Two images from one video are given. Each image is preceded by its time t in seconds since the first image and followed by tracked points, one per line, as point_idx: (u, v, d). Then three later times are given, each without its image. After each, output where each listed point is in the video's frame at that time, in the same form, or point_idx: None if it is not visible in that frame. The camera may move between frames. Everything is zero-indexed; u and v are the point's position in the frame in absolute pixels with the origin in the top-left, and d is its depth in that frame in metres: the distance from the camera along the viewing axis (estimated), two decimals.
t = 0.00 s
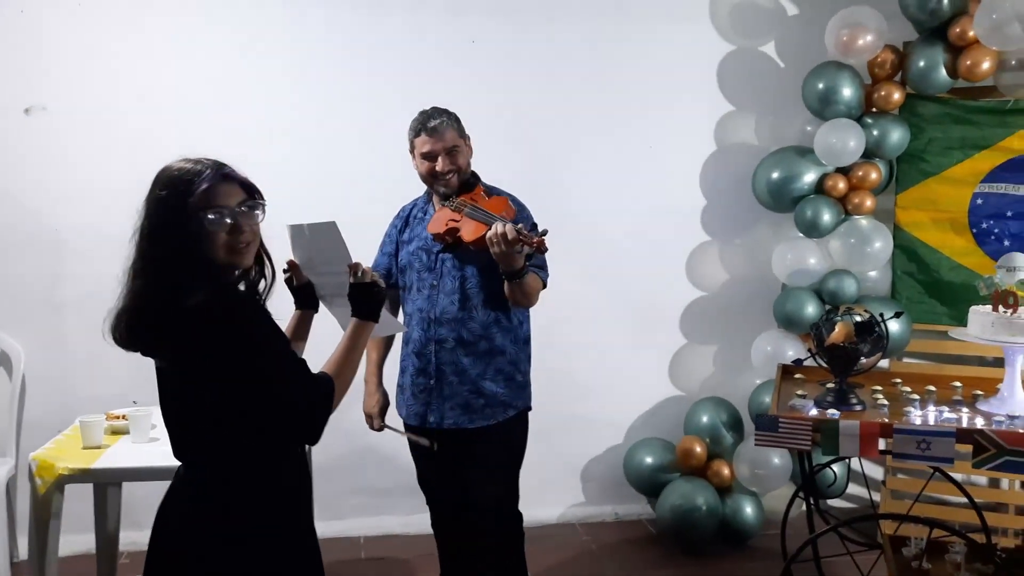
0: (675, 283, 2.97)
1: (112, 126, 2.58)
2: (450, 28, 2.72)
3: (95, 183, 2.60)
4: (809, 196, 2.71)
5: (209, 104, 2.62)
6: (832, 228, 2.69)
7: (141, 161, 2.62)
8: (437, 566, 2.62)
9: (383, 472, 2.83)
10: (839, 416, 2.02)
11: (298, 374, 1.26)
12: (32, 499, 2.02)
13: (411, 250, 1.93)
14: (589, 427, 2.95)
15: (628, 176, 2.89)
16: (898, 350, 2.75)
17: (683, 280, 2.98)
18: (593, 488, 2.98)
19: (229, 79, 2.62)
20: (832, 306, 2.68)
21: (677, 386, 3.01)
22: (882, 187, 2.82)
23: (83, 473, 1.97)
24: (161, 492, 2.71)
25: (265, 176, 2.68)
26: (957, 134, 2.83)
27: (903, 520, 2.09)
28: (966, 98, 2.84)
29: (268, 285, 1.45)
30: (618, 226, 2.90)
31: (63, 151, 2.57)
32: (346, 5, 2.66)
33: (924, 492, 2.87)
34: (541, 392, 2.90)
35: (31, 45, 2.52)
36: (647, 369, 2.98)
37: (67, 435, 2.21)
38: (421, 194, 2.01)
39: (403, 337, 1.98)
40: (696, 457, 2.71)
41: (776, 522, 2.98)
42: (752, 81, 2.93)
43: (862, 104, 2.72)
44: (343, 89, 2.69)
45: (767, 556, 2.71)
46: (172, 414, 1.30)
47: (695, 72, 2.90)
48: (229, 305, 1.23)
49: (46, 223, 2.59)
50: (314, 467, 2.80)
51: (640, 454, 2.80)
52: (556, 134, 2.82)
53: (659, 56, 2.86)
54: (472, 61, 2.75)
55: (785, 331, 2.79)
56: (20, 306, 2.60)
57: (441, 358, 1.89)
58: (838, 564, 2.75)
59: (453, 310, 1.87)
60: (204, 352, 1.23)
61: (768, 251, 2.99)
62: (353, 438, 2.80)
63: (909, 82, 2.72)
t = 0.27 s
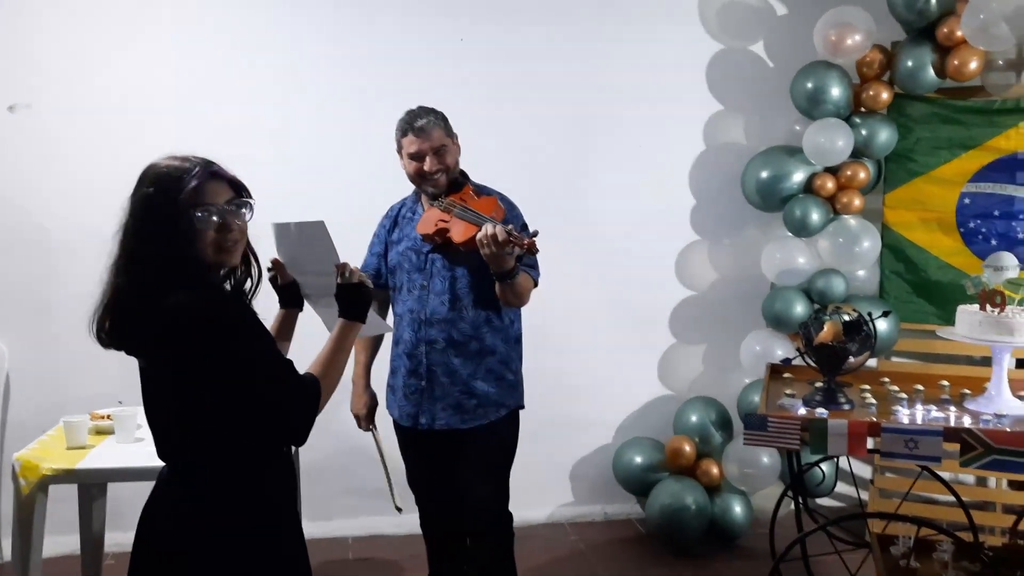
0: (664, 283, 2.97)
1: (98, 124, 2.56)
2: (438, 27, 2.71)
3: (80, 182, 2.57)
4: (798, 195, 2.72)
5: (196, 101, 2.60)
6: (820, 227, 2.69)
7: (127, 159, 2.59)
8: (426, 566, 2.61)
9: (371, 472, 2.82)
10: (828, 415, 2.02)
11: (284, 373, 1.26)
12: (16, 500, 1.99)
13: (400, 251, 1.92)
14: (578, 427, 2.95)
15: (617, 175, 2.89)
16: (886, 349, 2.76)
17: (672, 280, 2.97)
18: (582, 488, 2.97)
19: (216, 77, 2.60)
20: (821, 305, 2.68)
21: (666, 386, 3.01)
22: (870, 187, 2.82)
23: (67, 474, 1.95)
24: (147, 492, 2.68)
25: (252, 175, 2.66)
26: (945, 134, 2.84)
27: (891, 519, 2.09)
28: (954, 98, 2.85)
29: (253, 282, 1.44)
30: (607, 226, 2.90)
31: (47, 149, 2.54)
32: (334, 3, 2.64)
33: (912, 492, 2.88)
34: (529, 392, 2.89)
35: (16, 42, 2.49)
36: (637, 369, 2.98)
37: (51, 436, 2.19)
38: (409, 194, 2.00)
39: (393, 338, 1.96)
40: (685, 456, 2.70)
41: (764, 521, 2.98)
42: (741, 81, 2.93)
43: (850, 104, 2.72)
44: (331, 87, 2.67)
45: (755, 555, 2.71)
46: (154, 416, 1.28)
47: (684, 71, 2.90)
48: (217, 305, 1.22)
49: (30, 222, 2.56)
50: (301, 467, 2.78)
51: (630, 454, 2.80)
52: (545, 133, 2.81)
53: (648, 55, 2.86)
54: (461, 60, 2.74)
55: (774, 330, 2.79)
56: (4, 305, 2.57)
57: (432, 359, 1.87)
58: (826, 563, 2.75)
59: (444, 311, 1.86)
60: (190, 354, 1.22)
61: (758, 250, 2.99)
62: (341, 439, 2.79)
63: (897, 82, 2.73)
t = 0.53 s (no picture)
0: (656, 280, 2.98)
1: (89, 121, 2.56)
2: (429, 23, 2.71)
3: (72, 179, 2.57)
4: (790, 192, 2.72)
5: (186, 98, 2.60)
6: (812, 224, 2.70)
7: (118, 156, 2.59)
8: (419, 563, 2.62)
9: (363, 469, 2.82)
10: (820, 411, 2.03)
11: (280, 372, 1.26)
12: (8, 498, 1.99)
13: (395, 248, 1.92)
14: (571, 423, 2.95)
15: (609, 172, 2.89)
16: (878, 345, 2.78)
17: (664, 276, 2.98)
18: (574, 485, 2.98)
19: (206, 74, 2.60)
20: (813, 302, 2.69)
21: (658, 381, 3.01)
22: (862, 184, 2.83)
23: (59, 472, 1.95)
24: (140, 490, 2.69)
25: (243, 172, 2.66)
26: (936, 131, 2.85)
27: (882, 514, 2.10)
28: (944, 95, 2.86)
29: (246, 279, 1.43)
30: (600, 222, 2.90)
31: (38, 146, 2.54)
32: None
33: (904, 487, 2.89)
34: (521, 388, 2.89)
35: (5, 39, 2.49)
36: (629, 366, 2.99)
37: (44, 433, 2.19)
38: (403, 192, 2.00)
39: (388, 335, 1.96)
40: (677, 452, 2.71)
41: (757, 517, 3.00)
42: (732, 78, 2.94)
43: (842, 101, 2.73)
44: (321, 84, 2.67)
45: (748, 551, 2.72)
46: (151, 414, 1.28)
47: (676, 68, 2.90)
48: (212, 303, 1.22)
49: (20, 219, 2.56)
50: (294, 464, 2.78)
51: (622, 451, 2.81)
52: (537, 129, 2.82)
53: (640, 52, 2.86)
54: (452, 57, 2.74)
55: (767, 326, 2.80)
56: None
57: (426, 355, 1.88)
58: (819, 559, 2.76)
59: (438, 308, 1.86)
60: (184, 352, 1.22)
61: (747, 246, 2.98)
62: (334, 435, 2.79)
63: (888, 79, 2.74)
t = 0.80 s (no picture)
0: (657, 279, 2.98)
1: (92, 122, 2.57)
2: (430, 23, 2.71)
3: (76, 180, 2.58)
4: (792, 192, 2.73)
5: (189, 99, 2.61)
6: (814, 224, 2.70)
7: (122, 157, 2.60)
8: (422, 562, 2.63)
9: (366, 469, 2.84)
10: (822, 411, 2.04)
11: (288, 372, 1.27)
12: (14, 497, 2.01)
13: (400, 249, 1.93)
14: (573, 423, 2.96)
15: (611, 172, 2.90)
16: (880, 345, 2.78)
17: (666, 276, 2.99)
18: (576, 484, 2.99)
19: (209, 74, 2.61)
20: (815, 302, 2.70)
21: (660, 381, 3.02)
22: (864, 184, 2.84)
23: (65, 471, 1.96)
24: (144, 489, 2.70)
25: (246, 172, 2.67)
26: (937, 131, 2.85)
27: (884, 514, 2.10)
28: (946, 95, 2.86)
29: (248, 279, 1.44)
30: (602, 222, 2.91)
31: (42, 146, 2.56)
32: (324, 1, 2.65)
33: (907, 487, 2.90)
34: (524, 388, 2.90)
35: (11, 40, 2.50)
36: (630, 365, 2.99)
37: (49, 433, 2.20)
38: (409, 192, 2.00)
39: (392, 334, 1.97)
40: (679, 451, 2.72)
41: (759, 516, 3.00)
42: (734, 77, 2.95)
43: (844, 101, 2.73)
44: (324, 85, 2.68)
45: (750, 550, 2.73)
46: (158, 415, 1.29)
47: (678, 68, 2.90)
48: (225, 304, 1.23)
49: (25, 219, 2.57)
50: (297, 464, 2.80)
51: (624, 450, 2.81)
52: (539, 129, 2.82)
53: (643, 52, 2.87)
54: (454, 58, 2.75)
55: (768, 326, 2.80)
56: None
57: (428, 354, 1.89)
58: (822, 559, 2.77)
59: (440, 307, 1.87)
60: (195, 352, 1.23)
61: (749, 246, 2.98)
62: (336, 435, 2.80)
63: (890, 79, 2.74)
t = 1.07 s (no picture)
0: (663, 280, 2.98)
1: (100, 125, 2.58)
2: (434, 25, 2.72)
3: (84, 182, 2.60)
4: (799, 193, 2.72)
5: (195, 101, 2.63)
6: (821, 224, 2.70)
7: (129, 159, 2.62)
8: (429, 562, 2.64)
9: (373, 469, 2.85)
10: (829, 412, 2.03)
11: (301, 372, 1.27)
12: (23, 499, 2.02)
13: (408, 248, 1.94)
14: (579, 423, 2.96)
15: (616, 172, 2.89)
16: (887, 345, 2.78)
17: (672, 276, 2.98)
18: (583, 485, 2.99)
19: (216, 77, 2.62)
20: (822, 302, 2.70)
21: (667, 382, 3.02)
22: (870, 184, 2.83)
23: (73, 473, 1.97)
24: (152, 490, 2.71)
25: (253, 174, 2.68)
26: (944, 130, 2.84)
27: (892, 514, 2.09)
28: (953, 94, 2.85)
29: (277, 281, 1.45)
30: (608, 223, 2.91)
31: (51, 149, 2.57)
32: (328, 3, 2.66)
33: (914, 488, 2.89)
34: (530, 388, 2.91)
35: (19, 43, 2.52)
36: (636, 365, 2.99)
37: (58, 434, 2.21)
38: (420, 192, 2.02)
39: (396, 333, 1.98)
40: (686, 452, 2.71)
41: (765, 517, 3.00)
42: (740, 78, 2.94)
43: (850, 100, 2.72)
44: (329, 87, 2.69)
45: (757, 551, 2.73)
46: (166, 418, 1.28)
47: (683, 68, 2.90)
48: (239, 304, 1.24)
49: (33, 221, 2.59)
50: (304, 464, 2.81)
51: (630, 451, 2.81)
52: (544, 130, 2.82)
53: (648, 52, 2.87)
54: (459, 59, 2.75)
55: (774, 327, 2.80)
56: (8, 304, 2.60)
57: (433, 355, 1.90)
58: (830, 559, 2.77)
59: (444, 308, 1.87)
60: (208, 352, 1.23)
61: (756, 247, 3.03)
62: (343, 436, 2.81)
63: (897, 78, 2.73)
